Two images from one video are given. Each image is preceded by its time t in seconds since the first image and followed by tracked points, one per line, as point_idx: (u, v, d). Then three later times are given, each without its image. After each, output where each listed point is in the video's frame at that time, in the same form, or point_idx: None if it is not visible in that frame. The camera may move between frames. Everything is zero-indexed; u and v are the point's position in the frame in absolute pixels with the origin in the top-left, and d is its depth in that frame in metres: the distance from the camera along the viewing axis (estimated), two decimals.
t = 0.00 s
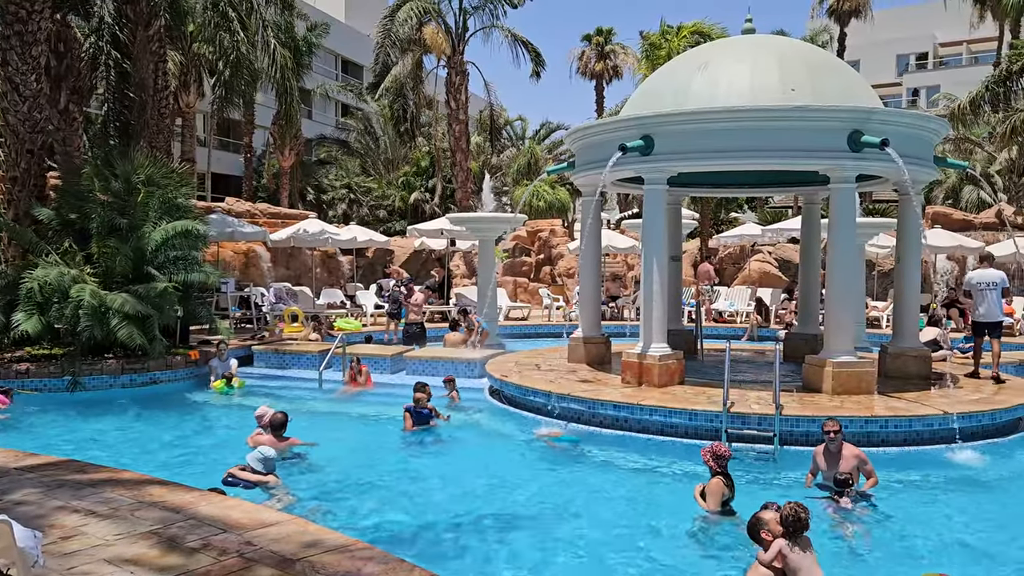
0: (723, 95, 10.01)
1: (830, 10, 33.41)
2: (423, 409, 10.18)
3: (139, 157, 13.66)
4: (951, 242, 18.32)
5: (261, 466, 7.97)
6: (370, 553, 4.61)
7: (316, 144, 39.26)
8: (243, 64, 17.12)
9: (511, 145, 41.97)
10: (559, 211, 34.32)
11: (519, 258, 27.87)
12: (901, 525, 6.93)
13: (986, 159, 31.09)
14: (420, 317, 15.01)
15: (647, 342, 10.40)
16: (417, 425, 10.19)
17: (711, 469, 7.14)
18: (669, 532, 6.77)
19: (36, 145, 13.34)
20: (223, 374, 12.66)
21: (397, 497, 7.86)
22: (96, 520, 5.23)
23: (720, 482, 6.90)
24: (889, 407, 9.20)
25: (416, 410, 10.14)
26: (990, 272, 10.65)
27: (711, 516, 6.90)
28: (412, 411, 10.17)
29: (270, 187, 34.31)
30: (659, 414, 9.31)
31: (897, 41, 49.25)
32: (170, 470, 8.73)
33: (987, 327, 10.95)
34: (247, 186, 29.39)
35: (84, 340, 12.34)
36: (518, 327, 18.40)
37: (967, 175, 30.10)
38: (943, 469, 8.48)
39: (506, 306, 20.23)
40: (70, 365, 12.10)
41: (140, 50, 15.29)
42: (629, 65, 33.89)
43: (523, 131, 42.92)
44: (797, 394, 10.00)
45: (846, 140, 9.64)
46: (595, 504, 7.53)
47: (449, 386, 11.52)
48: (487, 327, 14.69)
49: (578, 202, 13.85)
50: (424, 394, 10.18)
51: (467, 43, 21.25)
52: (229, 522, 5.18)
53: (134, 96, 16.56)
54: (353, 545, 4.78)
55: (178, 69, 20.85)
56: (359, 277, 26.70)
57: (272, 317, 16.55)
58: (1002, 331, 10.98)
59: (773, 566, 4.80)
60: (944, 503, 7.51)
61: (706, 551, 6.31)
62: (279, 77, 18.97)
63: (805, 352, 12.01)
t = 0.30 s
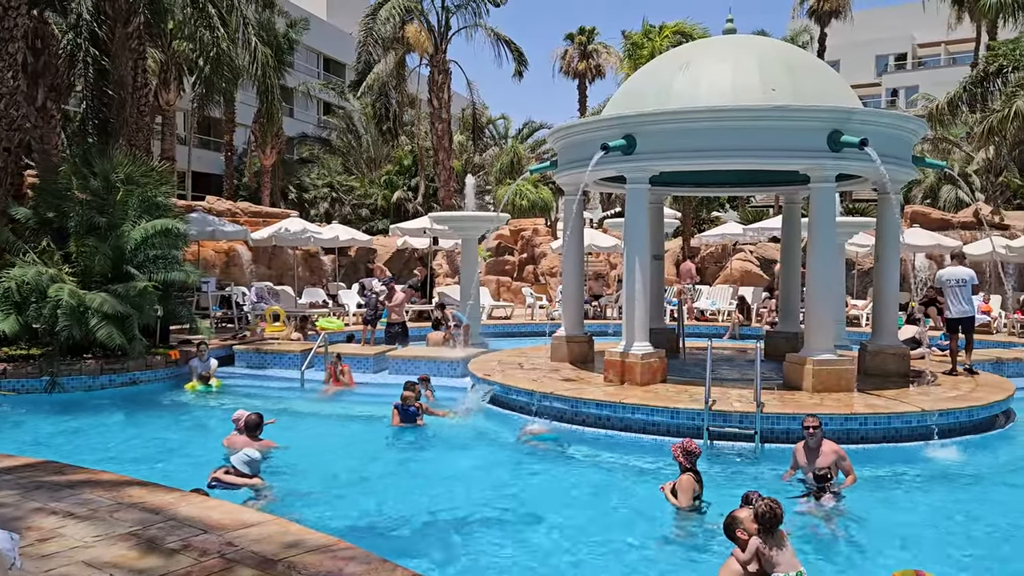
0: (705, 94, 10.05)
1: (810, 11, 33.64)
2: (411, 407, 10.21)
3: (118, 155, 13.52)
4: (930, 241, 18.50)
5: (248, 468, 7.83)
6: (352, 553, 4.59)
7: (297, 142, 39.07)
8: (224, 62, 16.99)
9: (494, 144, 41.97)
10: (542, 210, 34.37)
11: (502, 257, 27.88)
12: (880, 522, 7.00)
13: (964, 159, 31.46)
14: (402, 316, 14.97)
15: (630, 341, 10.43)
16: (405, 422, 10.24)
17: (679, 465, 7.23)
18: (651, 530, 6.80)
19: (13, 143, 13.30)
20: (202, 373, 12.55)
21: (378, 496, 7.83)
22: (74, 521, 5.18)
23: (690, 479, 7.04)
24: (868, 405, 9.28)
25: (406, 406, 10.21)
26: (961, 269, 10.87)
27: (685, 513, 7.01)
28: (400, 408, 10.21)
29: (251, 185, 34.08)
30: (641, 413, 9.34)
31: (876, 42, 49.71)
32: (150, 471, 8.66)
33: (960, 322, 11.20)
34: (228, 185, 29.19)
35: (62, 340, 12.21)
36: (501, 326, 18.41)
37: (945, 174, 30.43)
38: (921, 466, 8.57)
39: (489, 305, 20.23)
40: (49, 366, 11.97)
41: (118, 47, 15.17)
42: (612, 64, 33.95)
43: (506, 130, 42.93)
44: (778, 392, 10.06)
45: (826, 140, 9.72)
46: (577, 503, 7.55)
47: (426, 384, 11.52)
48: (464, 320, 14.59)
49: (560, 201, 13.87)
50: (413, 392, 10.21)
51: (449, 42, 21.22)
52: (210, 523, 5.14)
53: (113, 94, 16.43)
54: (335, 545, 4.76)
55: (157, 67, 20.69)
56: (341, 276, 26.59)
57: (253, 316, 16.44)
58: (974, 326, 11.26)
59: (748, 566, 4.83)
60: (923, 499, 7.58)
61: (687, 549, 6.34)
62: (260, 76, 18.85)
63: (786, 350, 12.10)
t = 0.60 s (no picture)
0: (685, 94, 10.09)
1: (790, 11, 33.89)
2: (396, 404, 10.23)
3: (95, 153, 13.36)
4: (907, 240, 18.70)
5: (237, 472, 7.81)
6: (332, 553, 4.57)
7: (278, 141, 38.83)
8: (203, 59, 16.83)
9: (475, 143, 41.95)
10: (523, 209, 34.39)
11: (483, 256, 27.88)
12: (858, 517, 7.07)
13: (940, 159, 31.82)
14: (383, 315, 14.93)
15: (611, 340, 10.45)
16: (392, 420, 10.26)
17: (648, 462, 7.36)
18: (632, 528, 6.81)
19: None
20: (180, 372, 12.48)
21: (361, 496, 7.80)
22: (50, 523, 5.11)
23: (659, 476, 7.16)
24: (847, 402, 9.37)
25: (393, 404, 10.25)
26: (937, 270, 11.05)
27: (655, 509, 7.12)
28: (385, 406, 10.25)
29: (231, 184, 33.80)
30: (623, 411, 9.36)
31: (854, 43, 50.22)
32: (127, 472, 8.57)
33: (933, 320, 11.40)
34: (207, 183, 28.95)
35: (38, 340, 12.04)
36: (482, 325, 18.40)
37: (922, 174, 30.76)
38: (899, 462, 8.66)
39: (471, 304, 20.22)
40: (24, 366, 11.81)
41: (96, 44, 15.01)
42: (593, 64, 34.02)
43: (487, 129, 42.92)
44: (758, 390, 10.13)
45: (805, 140, 9.79)
46: (559, 501, 7.55)
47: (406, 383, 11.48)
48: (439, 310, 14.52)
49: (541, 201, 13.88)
50: (397, 389, 10.23)
51: (430, 40, 21.16)
52: (189, 523, 5.10)
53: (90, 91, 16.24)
54: (315, 544, 4.74)
55: (134, 64, 20.50)
56: (322, 275, 26.49)
57: (232, 316, 16.31)
58: (947, 324, 11.45)
59: (719, 560, 4.85)
60: (900, 496, 7.66)
61: (668, 547, 6.36)
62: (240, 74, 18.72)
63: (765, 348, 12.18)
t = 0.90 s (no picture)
0: (664, 94, 10.13)
1: (768, 13, 34.13)
2: (376, 403, 10.24)
3: (70, 151, 13.20)
4: (883, 239, 18.89)
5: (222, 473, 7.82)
6: (310, 554, 4.55)
7: (257, 139, 38.58)
8: (180, 57, 16.69)
9: (455, 143, 41.91)
10: (504, 208, 34.41)
11: (463, 256, 27.86)
12: (835, 515, 7.13)
13: (915, 160, 32.21)
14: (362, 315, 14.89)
15: (591, 339, 10.47)
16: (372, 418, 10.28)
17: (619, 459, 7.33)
18: (611, 527, 6.83)
19: None
20: (156, 373, 12.30)
21: (340, 497, 7.76)
22: (24, 526, 5.05)
23: (630, 475, 7.17)
24: (824, 401, 9.45)
25: (373, 402, 10.27)
26: (917, 269, 11.14)
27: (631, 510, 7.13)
28: (366, 404, 10.28)
29: (209, 183, 33.49)
30: (602, 410, 9.39)
31: (831, 44, 50.68)
32: (102, 474, 8.48)
33: (910, 317, 11.52)
34: (185, 182, 28.67)
35: (11, 340, 11.89)
36: (462, 325, 18.38)
37: (898, 175, 31.10)
38: (875, 460, 8.74)
39: (451, 304, 20.19)
40: None
41: (71, 42, 14.85)
42: (574, 64, 34.08)
43: (467, 128, 42.88)
44: (736, 389, 10.20)
45: (782, 140, 9.87)
46: (538, 501, 7.56)
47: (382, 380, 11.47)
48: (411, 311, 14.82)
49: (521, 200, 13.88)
50: (377, 389, 10.21)
51: (410, 39, 21.12)
52: (165, 525, 5.05)
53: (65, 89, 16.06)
54: (294, 545, 4.70)
55: (110, 61, 20.29)
56: (301, 275, 26.36)
57: (210, 316, 16.18)
58: (923, 323, 11.58)
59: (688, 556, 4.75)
60: (876, 493, 7.74)
61: (646, 546, 6.39)
62: (217, 72, 18.58)
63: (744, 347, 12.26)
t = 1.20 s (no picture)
0: (646, 95, 10.17)
1: (749, 15, 34.34)
2: (356, 404, 10.27)
3: (47, 151, 13.06)
4: (862, 239, 19.04)
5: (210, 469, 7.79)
6: (290, 556, 4.51)
7: (238, 139, 38.32)
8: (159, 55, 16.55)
9: (437, 143, 41.85)
10: (486, 209, 34.43)
11: (445, 256, 27.83)
12: (814, 513, 7.19)
13: (894, 161, 32.56)
14: (346, 316, 14.79)
15: (573, 339, 10.49)
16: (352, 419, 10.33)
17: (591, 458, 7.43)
18: (592, 527, 6.85)
19: None
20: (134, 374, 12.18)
21: (321, 499, 7.72)
22: None
23: (603, 474, 7.31)
24: (804, 400, 9.52)
25: (353, 403, 10.31)
26: (897, 267, 11.21)
27: (602, 507, 7.23)
28: (347, 406, 10.33)
29: (189, 183, 33.21)
30: (584, 410, 9.40)
31: (810, 46, 51.12)
32: (79, 477, 8.38)
33: (889, 316, 11.63)
34: (164, 182, 28.43)
35: None
36: (445, 325, 18.36)
37: (877, 176, 31.39)
38: (854, 459, 8.82)
39: (433, 304, 20.14)
40: None
41: (47, 40, 14.69)
42: (556, 65, 34.12)
43: (449, 129, 42.81)
44: (717, 388, 10.24)
45: (762, 141, 9.92)
46: (521, 501, 7.56)
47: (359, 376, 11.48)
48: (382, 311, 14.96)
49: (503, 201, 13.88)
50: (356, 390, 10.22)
51: (392, 40, 21.05)
52: (144, 528, 5.00)
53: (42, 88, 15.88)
54: (274, 547, 4.68)
55: (88, 60, 20.09)
56: (282, 275, 26.23)
57: (190, 317, 16.04)
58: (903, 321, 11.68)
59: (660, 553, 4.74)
60: (855, 492, 7.80)
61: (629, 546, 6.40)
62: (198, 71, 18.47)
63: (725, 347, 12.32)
